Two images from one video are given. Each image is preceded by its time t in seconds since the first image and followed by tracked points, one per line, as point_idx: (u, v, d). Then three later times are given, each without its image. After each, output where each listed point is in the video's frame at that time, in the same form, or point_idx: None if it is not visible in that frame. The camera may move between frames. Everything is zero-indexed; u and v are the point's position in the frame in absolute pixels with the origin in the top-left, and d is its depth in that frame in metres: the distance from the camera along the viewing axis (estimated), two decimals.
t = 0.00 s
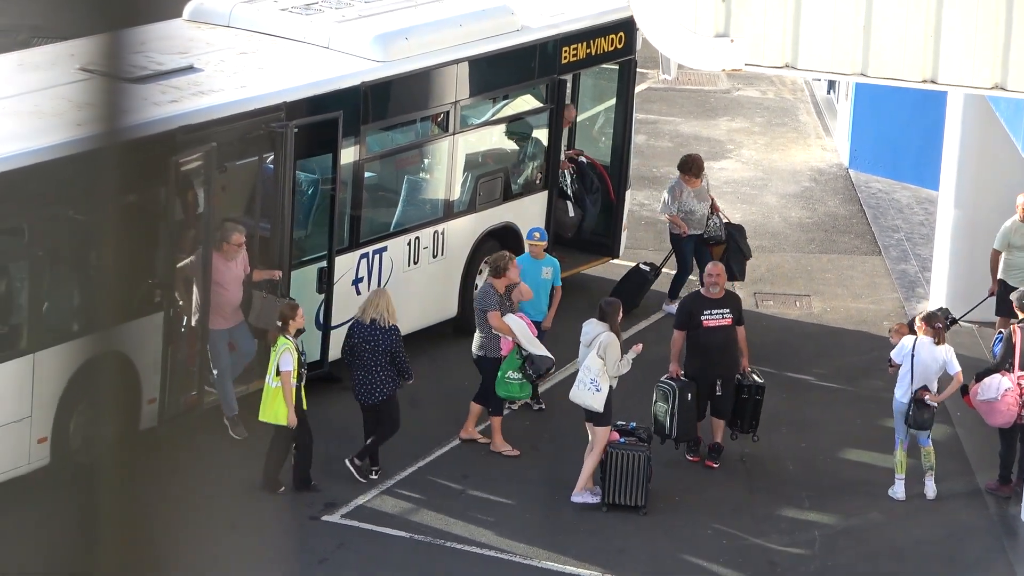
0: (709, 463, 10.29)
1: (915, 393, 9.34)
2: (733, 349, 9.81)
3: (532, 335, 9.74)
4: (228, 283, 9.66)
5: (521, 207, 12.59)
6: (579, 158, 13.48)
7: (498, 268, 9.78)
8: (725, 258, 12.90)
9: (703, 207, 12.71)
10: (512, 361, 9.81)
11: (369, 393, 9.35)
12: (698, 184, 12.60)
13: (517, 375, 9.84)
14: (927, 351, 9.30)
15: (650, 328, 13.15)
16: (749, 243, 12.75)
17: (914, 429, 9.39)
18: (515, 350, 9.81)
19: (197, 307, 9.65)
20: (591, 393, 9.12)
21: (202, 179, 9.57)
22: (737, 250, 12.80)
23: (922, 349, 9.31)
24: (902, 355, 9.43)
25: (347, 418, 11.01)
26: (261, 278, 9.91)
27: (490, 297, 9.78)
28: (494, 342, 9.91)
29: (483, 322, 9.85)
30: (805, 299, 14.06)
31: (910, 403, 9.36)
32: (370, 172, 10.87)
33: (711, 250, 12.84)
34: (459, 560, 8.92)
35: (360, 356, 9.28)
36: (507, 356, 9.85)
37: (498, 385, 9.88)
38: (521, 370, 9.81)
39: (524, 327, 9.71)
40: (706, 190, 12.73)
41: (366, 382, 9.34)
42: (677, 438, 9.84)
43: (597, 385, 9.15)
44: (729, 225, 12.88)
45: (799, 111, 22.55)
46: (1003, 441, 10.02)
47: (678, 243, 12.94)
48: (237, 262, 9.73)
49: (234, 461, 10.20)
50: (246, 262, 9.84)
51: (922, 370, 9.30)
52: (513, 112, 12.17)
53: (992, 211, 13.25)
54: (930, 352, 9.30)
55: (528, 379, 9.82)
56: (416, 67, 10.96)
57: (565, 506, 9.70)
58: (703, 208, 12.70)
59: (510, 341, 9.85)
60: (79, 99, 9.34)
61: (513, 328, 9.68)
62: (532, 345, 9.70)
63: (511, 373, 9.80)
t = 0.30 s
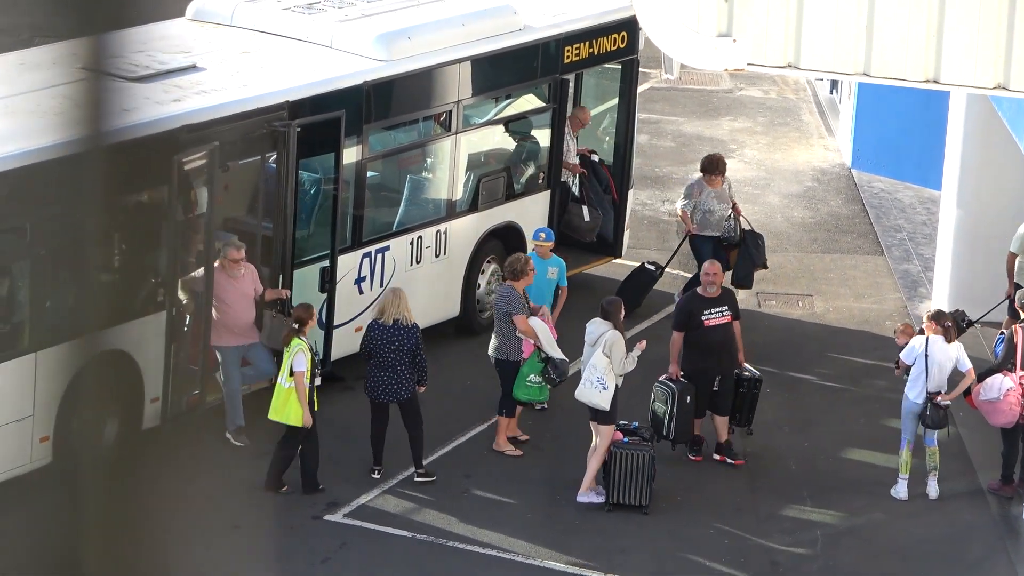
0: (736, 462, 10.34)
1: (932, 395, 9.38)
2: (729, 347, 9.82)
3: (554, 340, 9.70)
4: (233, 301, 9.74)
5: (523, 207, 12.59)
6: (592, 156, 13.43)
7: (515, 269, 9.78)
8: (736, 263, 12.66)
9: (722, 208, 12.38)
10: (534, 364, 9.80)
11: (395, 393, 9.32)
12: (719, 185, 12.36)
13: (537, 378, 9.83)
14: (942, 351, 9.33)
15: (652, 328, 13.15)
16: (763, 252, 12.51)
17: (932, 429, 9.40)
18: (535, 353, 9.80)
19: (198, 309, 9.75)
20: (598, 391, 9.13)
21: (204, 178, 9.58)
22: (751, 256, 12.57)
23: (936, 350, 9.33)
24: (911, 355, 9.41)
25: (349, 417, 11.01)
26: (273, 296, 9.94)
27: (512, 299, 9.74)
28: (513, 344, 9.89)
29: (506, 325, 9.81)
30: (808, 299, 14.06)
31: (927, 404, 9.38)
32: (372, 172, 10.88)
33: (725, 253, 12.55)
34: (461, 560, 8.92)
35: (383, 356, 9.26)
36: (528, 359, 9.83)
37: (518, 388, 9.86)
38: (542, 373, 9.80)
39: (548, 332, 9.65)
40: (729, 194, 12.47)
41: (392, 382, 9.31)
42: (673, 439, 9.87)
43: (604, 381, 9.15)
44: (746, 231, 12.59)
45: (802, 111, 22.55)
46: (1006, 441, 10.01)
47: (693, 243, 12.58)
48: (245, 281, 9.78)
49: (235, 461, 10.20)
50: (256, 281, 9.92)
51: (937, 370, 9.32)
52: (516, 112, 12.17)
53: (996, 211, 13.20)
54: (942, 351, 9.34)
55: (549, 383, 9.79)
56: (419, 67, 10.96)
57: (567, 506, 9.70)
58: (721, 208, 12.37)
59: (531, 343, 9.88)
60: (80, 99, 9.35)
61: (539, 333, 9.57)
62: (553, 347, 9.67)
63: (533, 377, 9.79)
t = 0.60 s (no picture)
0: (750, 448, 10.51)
1: (946, 392, 9.38)
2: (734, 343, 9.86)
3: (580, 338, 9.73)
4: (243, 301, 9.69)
5: (528, 204, 12.58)
6: (602, 157, 13.37)
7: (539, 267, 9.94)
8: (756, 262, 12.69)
9: (745, 210, 12.31)
10: (558, 363, 9.78)
11: (432, 393, 9.42)
12: (741, 188, 12.26)
13: (561, 376, 9.82)
14: (956, 349, 9.37)
15: (658, 326, 13.15)
16: (785, 254, 12.57)
17: (945, 427, 9.40)
18: (562, 351, 9.78)
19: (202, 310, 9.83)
20: (606, 390, 9.15)
21: (210, 177, 9.60)
22: (772, 256, 12.64)
23: (951, 348, 9.36)
24: (925, 353, 9.40)
25: (356, 416, 11.01)
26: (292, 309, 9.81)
27: (538, 296, 9.86)
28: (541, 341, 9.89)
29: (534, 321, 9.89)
30: (814, 296, 14.05)
31: (941, 402, 9.39)
32: (378, 170, 10.87)
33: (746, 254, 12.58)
34: (468, 559, 8.92)
35: (418, 356, 9.34)
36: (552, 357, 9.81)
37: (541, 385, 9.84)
38: (567, 371, 9.79)
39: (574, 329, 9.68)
40: (749, 195, 12.39)
41: (429, 382, 9.41)
42: (670, 431, 9.85)
43: (610, 381, 9.17)
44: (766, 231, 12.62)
45: (807, 109, 22.54)
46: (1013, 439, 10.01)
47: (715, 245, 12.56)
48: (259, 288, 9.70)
49: (241, 459, 10.21)
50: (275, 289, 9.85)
51: (951, 368, 9.35)
52: (521, 111, 12.17)
53: (1004, 209, 13.15)
54: (956, 349, 9.36)
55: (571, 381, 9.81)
56: (424, 66, 10.96)
57: (574, 504, 9.71)
58: (742, 211, 12.30)
59: (556, 341, 9.79)
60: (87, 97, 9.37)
61: (563, 328, 9.62)
62: (580, 346, 9.69)
63: (557, 374, 9.78)
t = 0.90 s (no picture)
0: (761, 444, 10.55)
1: (955, 390, 9.38)
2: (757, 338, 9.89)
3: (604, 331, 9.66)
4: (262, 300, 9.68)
5: (536, 201, 12.59)
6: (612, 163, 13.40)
7: (560, 260, 9.87)
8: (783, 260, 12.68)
9: (768, 211, 12.30)
10: (585, 356, 9.62)
11: (450, 391, 9.44)
12: (763, 188, 12.24)
13: (589, 370, 9.66)
14: (964, 348, 9.35)
15: (665, 325, 13.15)
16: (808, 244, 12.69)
17: (954, 425, 9.43)
18: (587, 345, 9.63)
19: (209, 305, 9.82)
20: (608, 389, 9.14)
21: (217, 174, 9.61)
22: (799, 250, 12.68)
23: (958, 347, 9.34)
24: (932, 352, 9.38)
25: (363, 413, 11.02)
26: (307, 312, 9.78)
27: (558, 289, 9.87)
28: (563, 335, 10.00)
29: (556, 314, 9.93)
30: (821, 294, 14.06)
31: (950, 400, 9.39)
32: (386, 167, 10.88)
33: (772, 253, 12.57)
34: (474, 556, 8.92)
35: (437, 354, 9.37)
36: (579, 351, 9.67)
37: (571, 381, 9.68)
38: (594, 364, 9.63)
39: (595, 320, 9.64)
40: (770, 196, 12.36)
41: (448, 381, 9.44)
42: (681, 428, 9.98)
43: (614, 380, 9.15)
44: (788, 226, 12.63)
45: (816, 107, 22.53)
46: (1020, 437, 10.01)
47: (737, 248, 12.52)
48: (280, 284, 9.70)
49: (247, 456, 10.21)
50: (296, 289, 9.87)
51: (957, 366, 9.34)
52: (529, 108, 12.17)
53: (1011, 207, 13.17)
54: (962, 347, 9.34)
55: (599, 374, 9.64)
56: (432, 62, 10.96)
57: (580, 501, 9.71)
58: (766, 211, 12.29)
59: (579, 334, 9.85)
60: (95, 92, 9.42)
61: (584, 320, 9.60)
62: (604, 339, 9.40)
63: (584, 368, 9.61)
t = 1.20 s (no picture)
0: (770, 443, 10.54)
1: (962, 386, 9.38)
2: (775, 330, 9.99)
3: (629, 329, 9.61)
4: (295, 304, 9.68)
5: (543, 198, 12.60)
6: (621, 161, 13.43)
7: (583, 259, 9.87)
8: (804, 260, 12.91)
9: (787, 212, 12.57)
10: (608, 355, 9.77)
11: (459, 389, 9.44)
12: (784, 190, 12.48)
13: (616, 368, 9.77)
14: (968, 345, 9.33)
15: (670, 323, 13.15)
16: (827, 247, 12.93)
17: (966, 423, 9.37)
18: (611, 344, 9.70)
19: (216, 303, 9.81)
20: (609, 386, 9.18)
21: (223, 171, 9.62)
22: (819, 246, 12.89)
23: (962, 344, 9.33)
24: (936, 349, 9.36)
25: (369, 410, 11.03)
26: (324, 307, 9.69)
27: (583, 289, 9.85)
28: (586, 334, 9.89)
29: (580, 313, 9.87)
30: (827, 292, 14.06)
31: (960, 396, 9.37)
32: (391, 164, 10.88)
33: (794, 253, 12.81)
34: (480, 552, 8.92)
35: (443, 351, 9.38)
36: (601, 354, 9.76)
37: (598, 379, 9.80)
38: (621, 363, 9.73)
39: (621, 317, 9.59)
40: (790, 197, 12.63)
41: (457, 379, 9.44)
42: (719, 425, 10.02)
43: (616, 376, 9.18)
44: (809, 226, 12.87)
45: (821, 103, 22.53)
46: None
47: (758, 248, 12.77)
48: (306, 282, 9.73)
49: (253, 454, 10.21)
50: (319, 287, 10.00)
51: (961, 362, 9.32)
52: (535, 105, 12.19)
53: (1017, 204, 13.17)
54: (967, 344, 9.32)
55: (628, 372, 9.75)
56: (438, 60, 10.97)
57: (586, 498, 9.72)
58: (786, 213, 12.55)
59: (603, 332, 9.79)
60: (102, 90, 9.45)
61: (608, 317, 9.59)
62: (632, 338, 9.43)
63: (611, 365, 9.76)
